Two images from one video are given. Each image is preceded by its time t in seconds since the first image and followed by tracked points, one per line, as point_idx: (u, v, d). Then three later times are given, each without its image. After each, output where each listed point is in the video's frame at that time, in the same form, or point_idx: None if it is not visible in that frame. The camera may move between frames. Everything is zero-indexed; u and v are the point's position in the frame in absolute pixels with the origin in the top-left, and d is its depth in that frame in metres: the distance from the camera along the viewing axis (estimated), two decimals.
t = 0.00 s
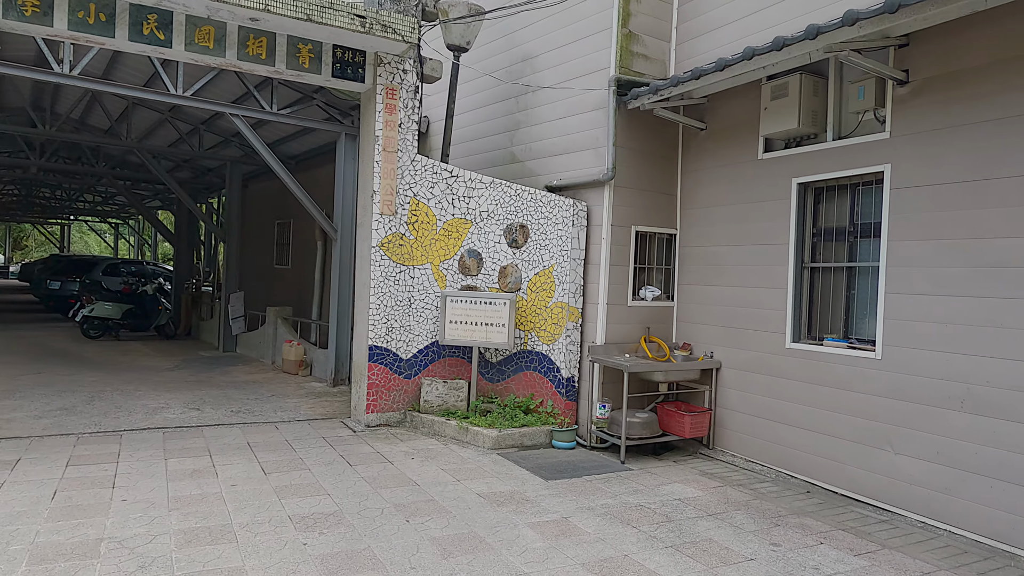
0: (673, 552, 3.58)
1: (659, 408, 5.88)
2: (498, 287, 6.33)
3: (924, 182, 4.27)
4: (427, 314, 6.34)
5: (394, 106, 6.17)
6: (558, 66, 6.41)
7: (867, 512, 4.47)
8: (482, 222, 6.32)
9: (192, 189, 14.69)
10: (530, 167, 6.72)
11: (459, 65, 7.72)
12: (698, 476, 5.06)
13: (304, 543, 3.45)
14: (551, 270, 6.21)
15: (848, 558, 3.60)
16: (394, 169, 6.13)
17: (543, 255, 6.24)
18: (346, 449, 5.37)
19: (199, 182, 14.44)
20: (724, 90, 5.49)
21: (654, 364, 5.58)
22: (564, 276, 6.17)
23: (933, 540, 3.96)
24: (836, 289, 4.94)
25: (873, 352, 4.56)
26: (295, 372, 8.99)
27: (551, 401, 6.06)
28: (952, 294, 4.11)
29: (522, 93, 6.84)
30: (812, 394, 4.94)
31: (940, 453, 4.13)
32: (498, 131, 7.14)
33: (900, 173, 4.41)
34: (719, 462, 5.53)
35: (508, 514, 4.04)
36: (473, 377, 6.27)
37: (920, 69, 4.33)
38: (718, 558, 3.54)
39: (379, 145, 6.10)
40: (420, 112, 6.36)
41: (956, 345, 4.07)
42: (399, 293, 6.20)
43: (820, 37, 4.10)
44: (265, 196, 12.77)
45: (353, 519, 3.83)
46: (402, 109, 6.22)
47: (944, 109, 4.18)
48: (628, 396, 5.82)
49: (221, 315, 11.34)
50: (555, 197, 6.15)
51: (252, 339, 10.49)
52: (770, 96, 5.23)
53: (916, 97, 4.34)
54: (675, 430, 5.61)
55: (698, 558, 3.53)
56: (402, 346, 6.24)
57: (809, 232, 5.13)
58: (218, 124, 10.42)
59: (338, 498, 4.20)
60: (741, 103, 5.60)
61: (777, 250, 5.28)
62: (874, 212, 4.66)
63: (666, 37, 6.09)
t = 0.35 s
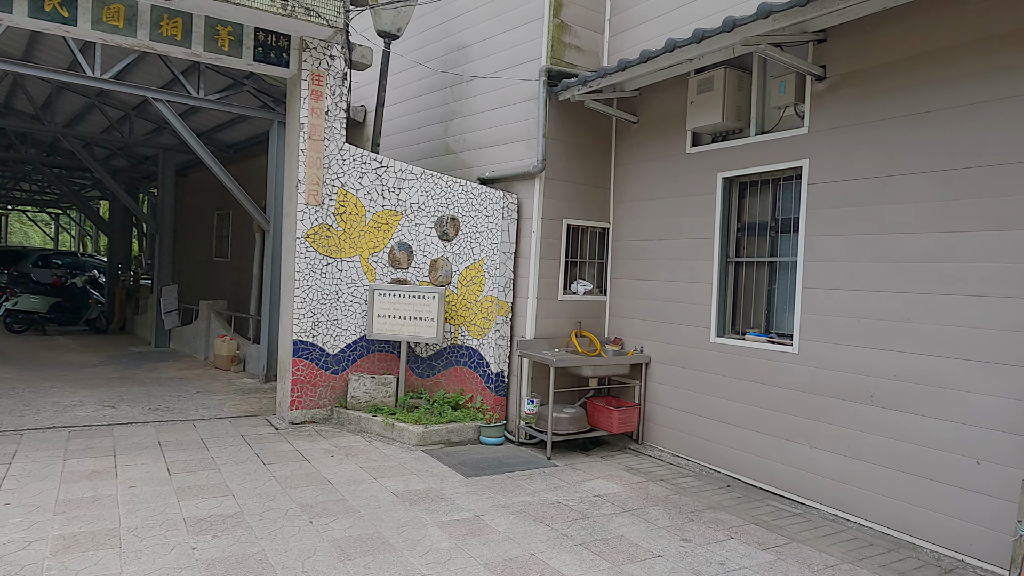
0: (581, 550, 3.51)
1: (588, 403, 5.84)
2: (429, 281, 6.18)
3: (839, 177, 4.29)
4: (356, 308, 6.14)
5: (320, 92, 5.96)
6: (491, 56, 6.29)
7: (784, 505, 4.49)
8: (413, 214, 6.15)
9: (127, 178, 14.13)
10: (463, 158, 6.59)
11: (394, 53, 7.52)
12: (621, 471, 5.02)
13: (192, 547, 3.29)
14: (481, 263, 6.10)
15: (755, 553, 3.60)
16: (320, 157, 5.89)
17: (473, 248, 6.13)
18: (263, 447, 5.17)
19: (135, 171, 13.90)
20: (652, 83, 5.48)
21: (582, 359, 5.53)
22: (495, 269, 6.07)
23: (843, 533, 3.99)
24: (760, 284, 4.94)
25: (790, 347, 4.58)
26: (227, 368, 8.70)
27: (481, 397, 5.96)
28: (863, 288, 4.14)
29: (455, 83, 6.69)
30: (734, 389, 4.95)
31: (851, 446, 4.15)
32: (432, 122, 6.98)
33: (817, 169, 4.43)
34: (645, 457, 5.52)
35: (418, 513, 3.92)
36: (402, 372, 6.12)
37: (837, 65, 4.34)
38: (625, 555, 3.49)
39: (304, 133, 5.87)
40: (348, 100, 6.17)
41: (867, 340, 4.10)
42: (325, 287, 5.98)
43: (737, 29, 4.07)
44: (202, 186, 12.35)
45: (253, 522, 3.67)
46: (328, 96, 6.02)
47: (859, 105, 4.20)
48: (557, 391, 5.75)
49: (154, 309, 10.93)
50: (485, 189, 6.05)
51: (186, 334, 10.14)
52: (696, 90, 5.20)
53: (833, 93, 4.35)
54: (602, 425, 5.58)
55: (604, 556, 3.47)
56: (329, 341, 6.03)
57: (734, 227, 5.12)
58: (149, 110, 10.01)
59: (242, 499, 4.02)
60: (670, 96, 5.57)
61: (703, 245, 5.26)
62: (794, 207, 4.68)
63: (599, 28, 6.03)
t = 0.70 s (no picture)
0: (456, 549, 3.36)
1: (488, 394, 5.69)
2: (323, 269, 5.87)
3: (728, 166, 4.28)
4: (243, 297, 5.75)
5: (203, 66, 5.52)
6: (390, 34, 6.02)
7: (674, 494, 4.48)
8: (306, 198, 5.82)
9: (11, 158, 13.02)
10: (363, 141, 6.30)
11: (293, 30, 7.12)
12: (516, 464, 4.91)
13: (16, 561, 2.93)
14: (378, 250, 5.85)
15: (636, 545, 3.53)
16: (202, 135, 5.45)
17: (370, 235, 5.88)
18: (132, 447, 4.78)
19: (20, 151, 12.82)
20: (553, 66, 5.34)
21: (480, 349, 5.37)
22: (392, 257, 5.78)
23: (726, 520, 4.00)
24: (655, 273, 4.89)
25: (681, 336, 4.56)
26: (113, 362, 8.10)
27: (377, 390, 5.71)
28: (749, 277, 4.14)
29: (354, 62, 6.39)
30: (629, 379, 4.91)
31: (736, 434, 4.16)
32: (331, 103, 6.65)
33: (708, 157, 4.41)
34: (544, 449, 5.43)
35: (289, 515, 3.67)
36: (293, 364, 5.81)
37: (727, 52, 4.32)
38: (501, 552, 3.35)
39: (184, 108, 5.42)
40: (234, 74, 5.76)
41: (751, 329, 4.11)
42: (209, 274, 5.56)
43: (629, 10, 3.96)
44: (94, 168, 11.50)
45: (97, 530, 3.33)
46: (212, 69, 5.59)
47: (747, 93, 4.19)
48: (456, 383, 5.57)
49: (36, 299, 10.09)
50: (382, 172, 5.77)
51: (71, 326, 9.40)
52: (594, 75, 5.11)
53: (723, 80, 4.34)
54: (501, 417, 5.44)
55: (480, 553, 3.32)
56: (213, 333, 5.63)
57: (632, 215, 5.07)
58: (27, 83, 9.19)
59: (92, 505, 3.66)
60: (571, 81, 5.47)
61: (601, 233, 5.20)
62: (687, 195, 4.65)
63: (501, 10, 5.88)
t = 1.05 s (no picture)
0: (289, 554, 3.14)
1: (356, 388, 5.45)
2: (176, 255, 5.34)
3: (589, 152, 4.24)
4: (80, 286, 5.07)
5: (26, 26, 4.76)
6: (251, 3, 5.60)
7: (537, 484, 4.43)
8: (155, 176, 5.25)
9: None
10: (223, 118, 5.86)
11: None
12: (379, 459, 4.71)
13: None
14: (235, 236, 5.46)
15: (485, 539, 3.44)
16: (26, 104, 4.73)
17: (227, 219, 5.46)
18: None
19: None
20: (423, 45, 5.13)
21: (346, 340, 5.12)
22: (250, 242, 5.45)
23: (583, 509, 3.98)
24: (523, 261, 4.82)
25: (545, 324, 4.52)
26: None
27: (236, 384, 5.40)
28: (609, 265, 4.12)
29: (213, 33, 5.92)
30: (497, 369, 4.82)
31: (596, 422, 4.16)
32: (189, 75, 6.15)
33: (571, 143, 4.35)
34: (414, 442, 5.26)
35: (106, 525, 3.32)
36: (141, 360, 5.23)
37: (589, 37, 4.27)
38: (339, 555, 3.16)
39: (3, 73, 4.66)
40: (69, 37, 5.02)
41: (610, 316, 4.10)
42: (38, 261, 4.86)
43: None
44: None
45: None
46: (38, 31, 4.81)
47: (606, 79, 4.15)
48: (320, 376, 5.34)
49: None
50: (239, 150, 5.43)
51: None
52: (462, 56, 4.95)
53: (585, 65, 4.28)
54: (368, 411, 5.23)
55: (316, 557, 3.12)
56: (44, 325, 4.92)
57: (501, 202, 4.97)
58: None
59: None
60: (441, 62, 5.28)
61: (471, 220, 5.06)
62: (553, 182, 4.59)
63: None
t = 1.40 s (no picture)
0: None
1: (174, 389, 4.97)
2: None
3: (417, 136, 4.05)
4: None
5: None
6: None
7: (367, 484, 4.22)
8: None
9: None
10: (12, 86, 5.12)
11: None
12: (193, 466, 4.31)
13: None
14: (24, 221, 4.72)
15: (291, 550, 3.18)
16: None
17: (12, 201, 4.70)
18: None
19: None
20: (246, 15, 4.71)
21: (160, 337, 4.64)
22: (41, 228, 4.71)
23: (408, 508, 3.82)
24: (355, 250, 4.56)
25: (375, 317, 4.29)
26: None
27: (26, 390, 4.74)
28: (436, 254, 3.96)
29: None
30: (327, 364, 4.54)
31: (424, 418, 4.00)
32: None
33: (399, 126, 4.14)
34: (240, 445, 4.87)
35: None
36: None
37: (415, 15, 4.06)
38: None
39: None
40: None
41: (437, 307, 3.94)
42: None
43: None
44: None
45: None
46: None
47: (432, 61, 3.97)
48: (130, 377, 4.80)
49: None
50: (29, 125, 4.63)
51: None
52: (287, 29, 4.60)
53: (411, 45, 4.07)
54: (187, 414, 4.78)
55: None
56: None
57: (332, 187, 4.68)
58: None
59: None
60: (268, 36, 4.88)
61: (299, 206, 4.73)
62: (383, 167, 4.37)
63: None
